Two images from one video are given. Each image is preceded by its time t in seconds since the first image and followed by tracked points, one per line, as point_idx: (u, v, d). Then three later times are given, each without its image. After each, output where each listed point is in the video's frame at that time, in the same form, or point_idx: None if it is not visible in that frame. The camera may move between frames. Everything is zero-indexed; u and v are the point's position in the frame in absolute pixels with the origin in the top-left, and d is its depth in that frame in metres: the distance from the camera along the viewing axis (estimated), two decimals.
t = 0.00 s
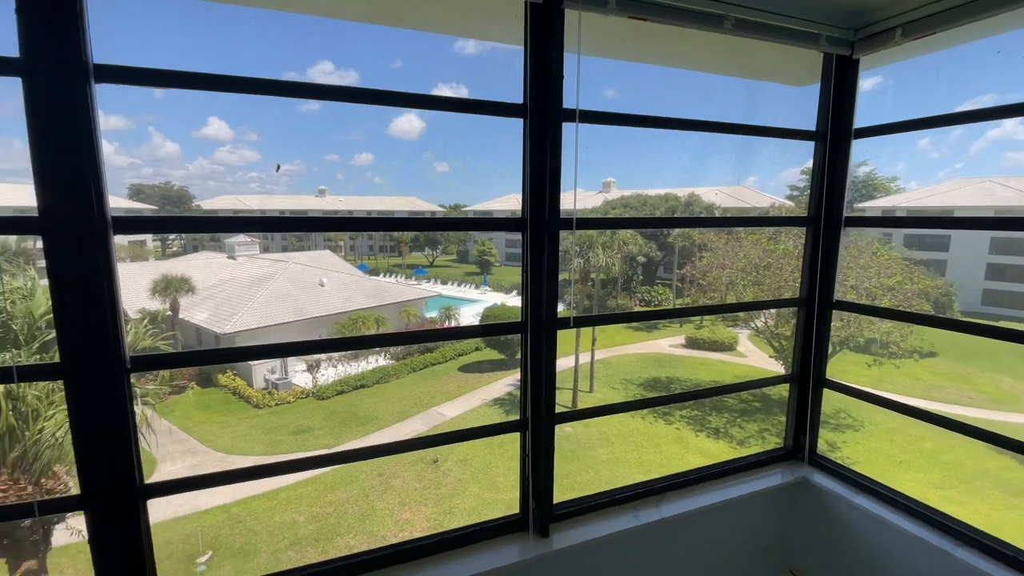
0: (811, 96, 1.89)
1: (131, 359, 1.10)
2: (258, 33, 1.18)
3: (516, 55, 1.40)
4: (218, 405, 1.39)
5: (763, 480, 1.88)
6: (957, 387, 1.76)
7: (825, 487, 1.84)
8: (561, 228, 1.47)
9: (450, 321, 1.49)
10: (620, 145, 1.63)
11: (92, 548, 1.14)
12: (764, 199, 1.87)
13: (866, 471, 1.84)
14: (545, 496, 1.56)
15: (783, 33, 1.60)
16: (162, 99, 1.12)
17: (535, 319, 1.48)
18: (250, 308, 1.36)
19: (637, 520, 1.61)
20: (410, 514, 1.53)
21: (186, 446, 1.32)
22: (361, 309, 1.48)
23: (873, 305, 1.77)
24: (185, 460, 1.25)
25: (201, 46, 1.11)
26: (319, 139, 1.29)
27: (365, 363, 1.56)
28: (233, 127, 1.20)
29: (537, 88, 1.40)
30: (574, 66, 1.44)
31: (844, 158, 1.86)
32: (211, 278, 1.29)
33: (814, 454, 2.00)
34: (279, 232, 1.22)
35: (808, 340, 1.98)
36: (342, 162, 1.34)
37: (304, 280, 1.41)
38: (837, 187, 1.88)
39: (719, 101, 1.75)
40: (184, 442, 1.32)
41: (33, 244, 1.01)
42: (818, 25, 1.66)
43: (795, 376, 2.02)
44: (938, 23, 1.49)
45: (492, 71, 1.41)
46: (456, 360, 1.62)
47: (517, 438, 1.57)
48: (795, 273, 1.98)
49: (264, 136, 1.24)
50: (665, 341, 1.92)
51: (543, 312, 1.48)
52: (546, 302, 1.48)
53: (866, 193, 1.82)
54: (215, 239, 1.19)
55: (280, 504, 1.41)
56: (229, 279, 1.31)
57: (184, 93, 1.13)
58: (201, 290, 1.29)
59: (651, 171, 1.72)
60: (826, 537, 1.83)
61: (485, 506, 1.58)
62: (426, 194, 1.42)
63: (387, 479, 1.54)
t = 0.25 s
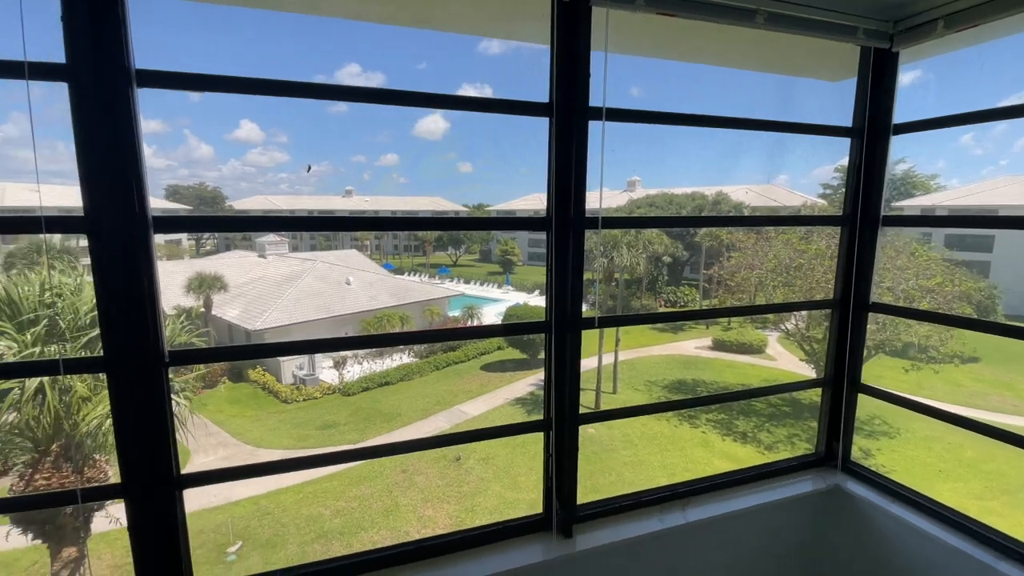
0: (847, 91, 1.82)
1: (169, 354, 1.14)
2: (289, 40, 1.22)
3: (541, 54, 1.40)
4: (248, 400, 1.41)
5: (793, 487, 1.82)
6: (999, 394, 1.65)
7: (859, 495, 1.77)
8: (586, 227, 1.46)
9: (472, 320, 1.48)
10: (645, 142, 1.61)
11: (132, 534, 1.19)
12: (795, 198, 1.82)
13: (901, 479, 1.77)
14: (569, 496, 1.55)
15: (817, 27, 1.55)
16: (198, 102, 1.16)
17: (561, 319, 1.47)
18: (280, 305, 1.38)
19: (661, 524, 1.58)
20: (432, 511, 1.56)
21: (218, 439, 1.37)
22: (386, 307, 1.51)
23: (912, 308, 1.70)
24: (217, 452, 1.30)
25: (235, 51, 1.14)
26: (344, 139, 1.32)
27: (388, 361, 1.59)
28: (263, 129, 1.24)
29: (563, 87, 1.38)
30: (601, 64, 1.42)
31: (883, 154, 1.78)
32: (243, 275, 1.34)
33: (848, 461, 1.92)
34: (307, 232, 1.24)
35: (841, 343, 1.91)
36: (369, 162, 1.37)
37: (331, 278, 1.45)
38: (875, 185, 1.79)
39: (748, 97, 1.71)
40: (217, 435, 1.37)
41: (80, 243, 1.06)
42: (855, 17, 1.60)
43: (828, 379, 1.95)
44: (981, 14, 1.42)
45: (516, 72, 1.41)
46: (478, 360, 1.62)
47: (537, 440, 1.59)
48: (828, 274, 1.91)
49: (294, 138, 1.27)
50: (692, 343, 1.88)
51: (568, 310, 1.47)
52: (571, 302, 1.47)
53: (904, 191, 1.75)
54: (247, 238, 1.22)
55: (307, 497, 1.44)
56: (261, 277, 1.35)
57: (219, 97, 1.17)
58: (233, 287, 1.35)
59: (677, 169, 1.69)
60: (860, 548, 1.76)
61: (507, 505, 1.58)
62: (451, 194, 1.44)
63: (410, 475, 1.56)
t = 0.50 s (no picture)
0: (888, 85, 1.74)
1: (206, 349, 1.18)
2: (318, 44, 1.26)
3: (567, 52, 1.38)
4: (276, 395, 1.48)
5: (827, 493, 1.76)
6: None
7: (898, 504, 1.70)
8: (614, 225, 1.42)
9: (495, 319, 1.45)
10: (671, 139, 1.59)
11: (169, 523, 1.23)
12: (828, 196, 1.77)
13: (941, 488, 1.69)
14: (595, 498, 1.52)
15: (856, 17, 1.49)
16: (229, 104, 1.17)
17: (586, 319, 1.45)
18: (308, 302, 1.43)
19: (689, 528, 1.55)
20: (455, 508, 1.60)
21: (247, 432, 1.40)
22: (410, 305, 1.55)
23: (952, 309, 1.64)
24: (248, 445, 1.32)
25: (270, 55, 1.18)
26: (374, 140, 1.39)
27: (412, 357, 1.59)
28: (292, 131, 1.31)
29: (591, 84, 1.35)
30: (630, 59, 1.37)
31: (926, 147, 1.70)
32: (274, 272, 1.38)
33: (888, 470, 1.84)
34: (333, 231, 1.24)
35: (881, 347, 1.83)
36: (394, 162, 1.45)
37: (358, 276, 1.48)
38: (917, 181, 1.72)
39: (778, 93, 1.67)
40: (246, 428, 1.39)
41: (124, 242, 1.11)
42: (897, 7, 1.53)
43: (865, 384, 1.87)
44: None
45: (541, 69, 1.40)
46: (499, 357, 1.66)
47: (562, 438, 1.57)
48: (862, 274, 1.85)
49: (321, 139, 1.34)
50: (718, 345, 1.85)
51: (593, 309, 1.43)
52: (597, 302, 1.43)
53: (945, 189, 1.67)
54: (276, 237, 1.24)
55: (333, 491, 1.47)
56: (288, 275, 1.40)
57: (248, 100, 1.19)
58: (264, 285, 1.38)
59: (698, 168, 1.68)
60: (898, 560, 1.68)
61: (529, 504, 1.57)
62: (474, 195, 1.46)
63: (433, 472, 1.60)
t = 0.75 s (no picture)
0: (930, 80, 1.68)
1: (242, 343, 1.21)
2: (345, 45, 1.28)
3: (592, 49, 1.38)
4: (304, 390, 1.48)
5: (864, 501, 1.69)
6: None
7: (940, 513, 1.63)
8: (644, 222, 1.40)
9: (518, 317, 1.44)
10: (699, 134, 1.55)
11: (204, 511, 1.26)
12: (864, 194, 1.70)
13: (985, 498, 1.61)
14: (624, 500, 1.49)
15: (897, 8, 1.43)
16: (260, 104, 1.22)
17: (614, 318, 1.42)
18: (335, 300, 1.46)
19: (719, 533, 1.51)
20: (477, 505, 1.62)
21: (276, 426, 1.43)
22: (433, 304, 1.56)
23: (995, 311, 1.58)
24: (275, 439, 1.35)
25: (302, 57, 1.21)
26: (398, 141, 1.42)
27: (435, 356, 1.63)
28: (320, 131, 1.34)
29: (621, 79, 1.32)
30: (662, 55, 1.38)
31: (972, 141, 1.62)
32: (300, 271, 1.41)
33: (928, 478, 1.76)
34: (360, 229, 1.27)
35: (925, 351, 1.75)
36: (418, 162, 1.47)
37: (382, 274, 1.50)
38: (963, 177, 1.63)
39: (812, 87, 1.62)
40: (275, 422, 1.41)
41: (166, 238, 1.15)
42: None
43: (907, 389, 1.79)
44: None
45: (566, 67, 1.40)
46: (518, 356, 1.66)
47: (585, 439, 1.57)
48: (899, 275, 1.79)
49: (348, 139, 1.37)
50: (745, 347, 1.85)
51: (622, 308, 1.41)
52: (627, 300, 1.40)
53: (990, 187, 1.60)
54: (304, 236, 1.26)
55: (358, 486, 1.50)
56: (314, 274, 1.44)
57: (279, 101, 1.24)
58: (291, 283, 1.42)
59: (732, 165, 1.62)
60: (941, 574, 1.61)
61: (551, 504, 1.58)
62: (498, 193, 1.44)
63: (456, 469, 1.67)
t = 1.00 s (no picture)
0: (977, 73, 1.62)
1: (277, 340, 1.27)
2: (370, 45, 1.29)
3: (618, 45, 1.38)
4: (330, 386, 1.50)
5: (903, 511, 1.64)
6: None
7: (984, 524, 1.56)
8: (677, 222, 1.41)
9: (540, 317, 1.46)
10: (729, 131, 1.50)
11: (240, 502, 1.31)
12: (901, 193, 1.65)
13: None
14: (651, 502, 1.50)
15: None
16: (288, 106, 1.26)
17: (644, 318, 1.44)
18: (360, 298, 1.44)
19: (750, 538, 1.49)
20: (498, 503, 1.61)
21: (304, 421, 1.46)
22: (455, 302, 1.50)
23: None
24: (302, 433, 1.38)
25: (340, 59, 1.25)
26: (420, 141, 1.40)
27: (458, 354, 1.63)
28: (347, 132, 1.33)
29: (652, 76, 1.33)
30: (695, 49, 1.36)
31: None
32: (331, 267, 1.40)
33: (972, 487, 1.71)
34: (382, 228, 1.30)
35: (972, 356, 1.70)
36: (442, 161, 1.44)
37: (405, 272, 1.46)
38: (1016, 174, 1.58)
39: (847, 80, 1.57)
40: (302, 416, 1.43)
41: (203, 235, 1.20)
42: None
43: (951, 394, 1.74)
44: None
45: (591, 65, 1.38)
46: (541, 356, 1.63)
47: (608, 440, 1.56)
48: (937, 277, 1.74)
49: (375, 140, 1.36)
50: (774, 349, 1.76)
51: (653, 308, 1.43)
52: (658, 300, 1.43)
53: None
54: (331, 235, 1.31)
55: (380, 481, 1.51)
56: (342, 271, 1.42)
57: (307, 103, 1.27)
58: (320, 280, 1.40)
59: (771, 162, 1.57)
60: None
61: (573, 504, 1.58)
62: (520, 193, 1.44)
63: (477, 466, 1.65)
